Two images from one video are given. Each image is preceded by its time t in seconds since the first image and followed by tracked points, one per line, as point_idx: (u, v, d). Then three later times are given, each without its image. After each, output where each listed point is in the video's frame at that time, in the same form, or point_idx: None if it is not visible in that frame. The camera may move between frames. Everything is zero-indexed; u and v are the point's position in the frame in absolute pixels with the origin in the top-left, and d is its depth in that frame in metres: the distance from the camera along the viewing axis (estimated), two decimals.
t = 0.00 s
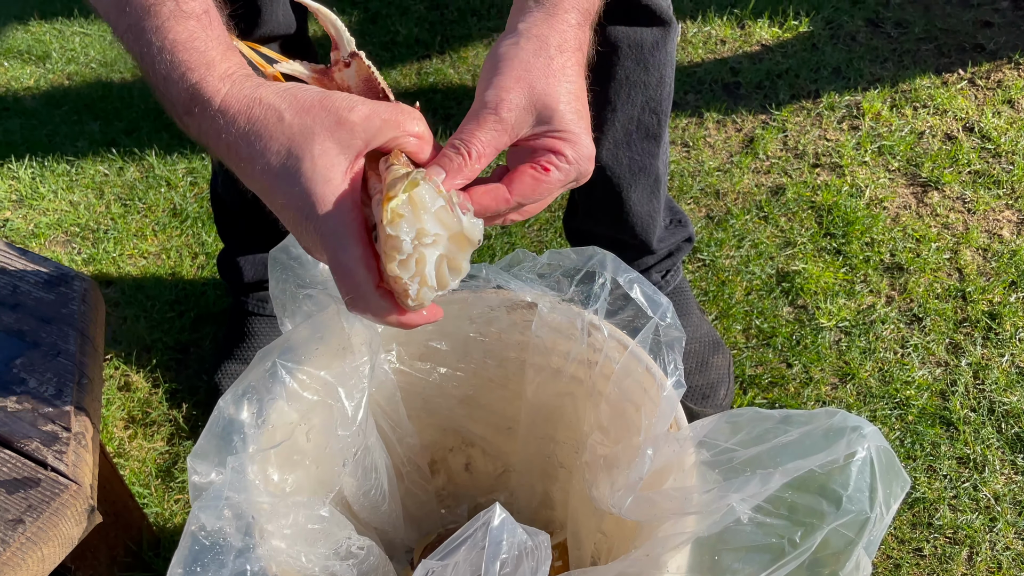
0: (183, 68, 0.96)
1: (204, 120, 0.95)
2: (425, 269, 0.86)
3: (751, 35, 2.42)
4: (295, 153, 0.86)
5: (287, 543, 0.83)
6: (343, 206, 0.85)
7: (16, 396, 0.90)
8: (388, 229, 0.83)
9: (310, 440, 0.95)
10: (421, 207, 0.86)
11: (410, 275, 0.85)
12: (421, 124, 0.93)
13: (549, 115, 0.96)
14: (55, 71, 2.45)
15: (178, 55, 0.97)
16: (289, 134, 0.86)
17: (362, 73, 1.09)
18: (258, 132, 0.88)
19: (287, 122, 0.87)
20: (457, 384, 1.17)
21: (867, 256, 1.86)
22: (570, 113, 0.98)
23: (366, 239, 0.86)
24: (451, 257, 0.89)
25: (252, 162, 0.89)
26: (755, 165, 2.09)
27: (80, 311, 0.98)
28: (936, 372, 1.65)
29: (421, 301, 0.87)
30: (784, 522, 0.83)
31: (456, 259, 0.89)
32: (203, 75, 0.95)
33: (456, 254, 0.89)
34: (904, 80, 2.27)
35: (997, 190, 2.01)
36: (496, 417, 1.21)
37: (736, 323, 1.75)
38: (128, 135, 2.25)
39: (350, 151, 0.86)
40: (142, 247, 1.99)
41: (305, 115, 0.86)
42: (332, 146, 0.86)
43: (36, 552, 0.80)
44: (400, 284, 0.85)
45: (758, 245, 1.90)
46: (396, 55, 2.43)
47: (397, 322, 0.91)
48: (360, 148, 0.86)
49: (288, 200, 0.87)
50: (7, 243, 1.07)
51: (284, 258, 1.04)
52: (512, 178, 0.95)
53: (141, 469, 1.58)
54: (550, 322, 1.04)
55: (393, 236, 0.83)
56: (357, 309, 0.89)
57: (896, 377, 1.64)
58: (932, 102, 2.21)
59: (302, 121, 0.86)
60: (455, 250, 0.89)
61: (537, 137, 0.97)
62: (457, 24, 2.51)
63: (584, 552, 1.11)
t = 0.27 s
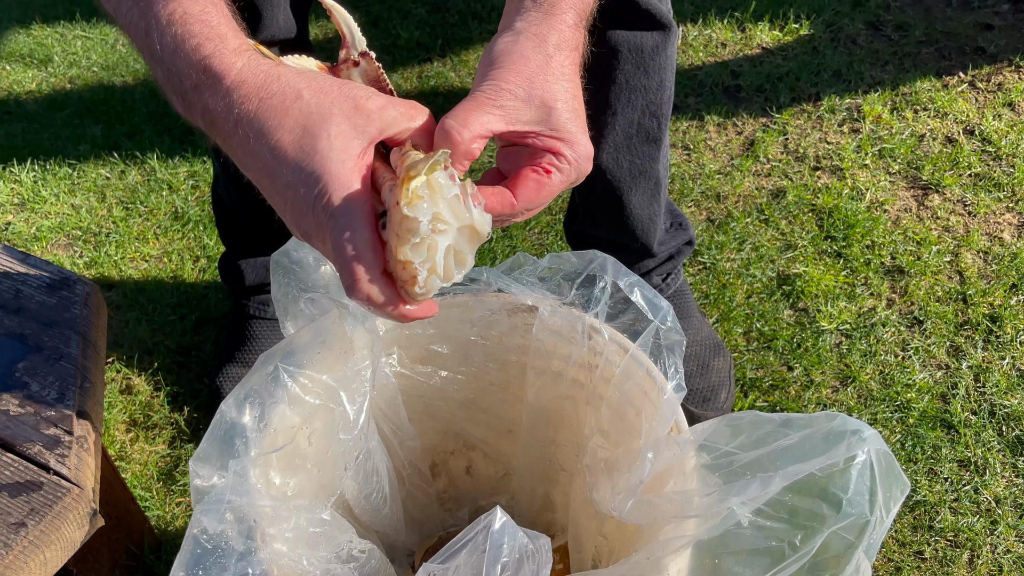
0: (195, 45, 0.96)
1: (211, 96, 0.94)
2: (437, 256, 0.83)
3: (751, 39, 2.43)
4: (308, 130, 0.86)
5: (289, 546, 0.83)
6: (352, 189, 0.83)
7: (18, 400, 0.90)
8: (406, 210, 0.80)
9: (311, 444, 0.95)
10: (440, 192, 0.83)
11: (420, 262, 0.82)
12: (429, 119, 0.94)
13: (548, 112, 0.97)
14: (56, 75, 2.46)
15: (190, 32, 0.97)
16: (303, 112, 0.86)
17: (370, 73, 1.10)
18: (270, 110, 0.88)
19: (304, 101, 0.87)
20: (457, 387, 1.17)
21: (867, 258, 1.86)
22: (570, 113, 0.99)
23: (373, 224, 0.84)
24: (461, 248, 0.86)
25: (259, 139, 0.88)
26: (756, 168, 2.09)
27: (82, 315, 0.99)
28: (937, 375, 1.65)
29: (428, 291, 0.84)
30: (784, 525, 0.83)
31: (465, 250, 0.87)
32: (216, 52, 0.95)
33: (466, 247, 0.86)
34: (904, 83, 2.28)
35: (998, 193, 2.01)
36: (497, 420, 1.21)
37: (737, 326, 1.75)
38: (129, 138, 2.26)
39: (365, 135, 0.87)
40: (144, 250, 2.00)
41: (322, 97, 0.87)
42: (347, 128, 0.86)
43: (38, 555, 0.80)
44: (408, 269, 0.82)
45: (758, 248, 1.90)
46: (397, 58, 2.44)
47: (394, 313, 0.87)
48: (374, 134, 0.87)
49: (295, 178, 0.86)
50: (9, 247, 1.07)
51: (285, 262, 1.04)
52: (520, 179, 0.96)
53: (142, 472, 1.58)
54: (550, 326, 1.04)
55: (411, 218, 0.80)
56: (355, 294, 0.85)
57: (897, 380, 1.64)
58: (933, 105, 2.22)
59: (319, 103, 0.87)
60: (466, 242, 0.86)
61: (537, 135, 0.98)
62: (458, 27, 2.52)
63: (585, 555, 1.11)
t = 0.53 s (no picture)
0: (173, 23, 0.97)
1: (187, 75, 0.95)
2: (402, 250, 0.84)
3: (753, 41, 2.44)
4: (276, 116, 0.86)
5: (290, 549, 0.83)
6: (317, 183, 0.84)
7: (21, 402, 0.90)
8: (371, 202, 0.82)
9: (312, 445, 0.95)
10: (409, 187, 0.85)
11: (384, 255, 0.84)
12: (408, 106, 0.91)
13: (553, 163, 0.97)
14: (58, 77, 2.47)
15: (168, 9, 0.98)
16: (274, 98, 0.87)
17: (347, 53, 1.12)
18: (242, 92, 0.89)
19: (275, 85, 0.87)
20: (459, 389, 1.17)
21: (869, 260, 1.86)
22: (574, 156, 0.99)
23: (337, 216, 0.85)
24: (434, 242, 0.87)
25: (230, 122, 0.89)
26: (757, 170, 2.10)
27: (84, 316, 0.99)
28: (938, 377, 1.65)
29: (391, 284, 0.85)
30: (787, 527, 0.83)
31: (433, 248, 0.87)
32: (192, 29, 0.96)
33: (437, 242, 0.87)
34: (905, 85, 2.28)
35: (1000, 195, 2.01)
36: (499, 422, 1.21)
37: (738, 328, 1.75)
38: (131, 141, 2.27)
39: (336, 122, 0.86)
40: (146, 252, 2.00)
41: (294, 81, 0.87)
42: (316, 114, 0.86)
43: (40, 557, 0.80)
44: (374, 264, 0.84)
45: (760, 250, 1.90)
46: (398, 61, 2.44)
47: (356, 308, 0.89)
48: (346, 120, 0.86)
49: (263, 164, 0.87)
50: (12, 249, 1.08)
51: (287, 263, 1.04)
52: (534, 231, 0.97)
53: (144, 474, 1.58)
54: (552, 327, 1.04)
55: (375, 211, 0.82)
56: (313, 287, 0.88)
57: (899, 382, 1.64)
58: (934, 107, 2.22)
59: (289, 86, 0.87)
60: (436, 237, 0.87)
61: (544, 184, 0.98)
62: (460, 29, 2.53)
63: (587, 557, 1.11)
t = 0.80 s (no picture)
0: None
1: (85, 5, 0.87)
2: (339, 123, 0.79)
3: (754, 43, 2.45)
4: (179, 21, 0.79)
5: (293, 549, 0.84)
6: (244, 79, 0.79)
7: (24, 403, 0.91)
8: (283, 80, 0.76)
9: (316, 446, 0.95)
10: (316, 48, 0.79)
11: (323, 134, 0.78)
12: None
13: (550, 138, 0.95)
14: (61, 80, 2.49)
15: None
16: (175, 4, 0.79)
17: None
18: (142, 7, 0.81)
19: None
20: (460, 390, 1.17)
21: (870, 262, 1.86)
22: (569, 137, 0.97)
23: (272, 112, 0.80)
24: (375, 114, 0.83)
25: (140, 44, 0.82)
26: (758, 172, 2.10)
27: (88, 317, 0.99)
28: (940, 379, 1.65)
29: (348, 163, 0.79)
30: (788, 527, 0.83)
31: (377, 113, 0.83)
32: None
33: (381, 108, 0.83)
34: (906, 88, 2.29)
35: (1000, 197, 2.01)
36: (501, 423, 1.22)
37: (739, 330, 1.75)
38: (134, 143, 2.28)
39: (240, 12, 0.79)
40: (148, 254, 2.01)
41: None
42: (221, 11, 0.79)
43: (44, 557, 0.80)
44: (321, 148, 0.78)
45: (761, 252, 1.90)
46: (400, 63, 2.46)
47: (329, 208, 0.83)
48: (247, 7, 0.79)
49: (183, 79, 0.80)
50: (16, 250, 1.08)
51: (290, 266, 1.05)
52: (547, 241, 0.95)
53: (146, 475, 1.58)
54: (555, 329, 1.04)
55: (292, 88, 0.76)
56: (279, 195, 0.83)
57: (900, 384, 1.64)
58: (935, 110, 2.22)
59: None
60: (375, 102, 0.83)
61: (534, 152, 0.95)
62: (461, 32, 2.53)
63: (589, 558, 1.11)
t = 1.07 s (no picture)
0: None
1: None
2: None
3: (754, 47, 2.46)
4: None
5: (297, 549, 0.84)
6: None
7: (30, 403, 0.91)
8: None
9: (319, 447, 0.95)
10: None
11: None
12: None
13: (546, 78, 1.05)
14: (64, 82, 2.50)
15: None
16: None
17: None
18: None
19: None
20: (462, 392, 1.18)
21: (870, 265, 1.87)
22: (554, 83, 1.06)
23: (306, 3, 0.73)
24: None
25: None
26: (758, 175, 2.11)
27: (92, 319, 1.00)
28: (939, 382, 1.66)
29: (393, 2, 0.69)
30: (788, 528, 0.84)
31: None
32: None
33: None
34: (906, 91, 2.29)
35: (1000, 200, 2.02)
36: (502, 424, 1.22)
37: (740, 332, 1.76)
38: (136, 146, 2.29)
39: None
40: (150, 256, 2.02)
41: None
42: None
43: (49, 556, 0.81)
44: None
45: (761, 254, 1.91)
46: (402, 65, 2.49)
47: (384, 73, 0.72)
48: None
49: None
50: (21, 252, 1.09)
51: (294, 268, 1.05)
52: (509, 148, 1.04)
53: (149, 476, 1.59)
54: (556, 331, 1.05)
55: None
56: (325, 78, 0.71)
57: (900, 386, 1.65)
58: (935, 113, 2.23)
59: None
60: None
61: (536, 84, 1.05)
62: (463, 35, 2.55)
63: (590, 559, 1.12)
